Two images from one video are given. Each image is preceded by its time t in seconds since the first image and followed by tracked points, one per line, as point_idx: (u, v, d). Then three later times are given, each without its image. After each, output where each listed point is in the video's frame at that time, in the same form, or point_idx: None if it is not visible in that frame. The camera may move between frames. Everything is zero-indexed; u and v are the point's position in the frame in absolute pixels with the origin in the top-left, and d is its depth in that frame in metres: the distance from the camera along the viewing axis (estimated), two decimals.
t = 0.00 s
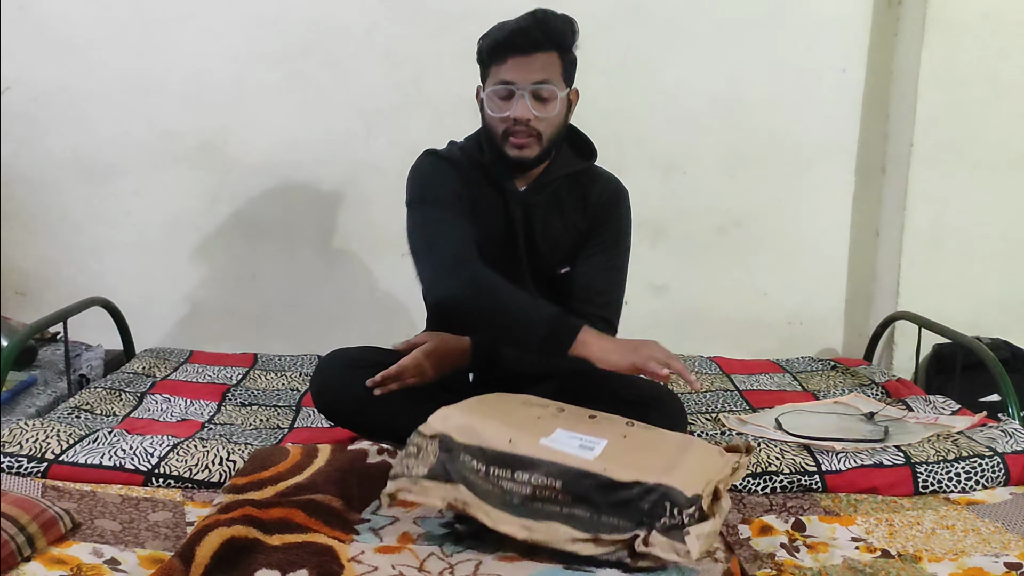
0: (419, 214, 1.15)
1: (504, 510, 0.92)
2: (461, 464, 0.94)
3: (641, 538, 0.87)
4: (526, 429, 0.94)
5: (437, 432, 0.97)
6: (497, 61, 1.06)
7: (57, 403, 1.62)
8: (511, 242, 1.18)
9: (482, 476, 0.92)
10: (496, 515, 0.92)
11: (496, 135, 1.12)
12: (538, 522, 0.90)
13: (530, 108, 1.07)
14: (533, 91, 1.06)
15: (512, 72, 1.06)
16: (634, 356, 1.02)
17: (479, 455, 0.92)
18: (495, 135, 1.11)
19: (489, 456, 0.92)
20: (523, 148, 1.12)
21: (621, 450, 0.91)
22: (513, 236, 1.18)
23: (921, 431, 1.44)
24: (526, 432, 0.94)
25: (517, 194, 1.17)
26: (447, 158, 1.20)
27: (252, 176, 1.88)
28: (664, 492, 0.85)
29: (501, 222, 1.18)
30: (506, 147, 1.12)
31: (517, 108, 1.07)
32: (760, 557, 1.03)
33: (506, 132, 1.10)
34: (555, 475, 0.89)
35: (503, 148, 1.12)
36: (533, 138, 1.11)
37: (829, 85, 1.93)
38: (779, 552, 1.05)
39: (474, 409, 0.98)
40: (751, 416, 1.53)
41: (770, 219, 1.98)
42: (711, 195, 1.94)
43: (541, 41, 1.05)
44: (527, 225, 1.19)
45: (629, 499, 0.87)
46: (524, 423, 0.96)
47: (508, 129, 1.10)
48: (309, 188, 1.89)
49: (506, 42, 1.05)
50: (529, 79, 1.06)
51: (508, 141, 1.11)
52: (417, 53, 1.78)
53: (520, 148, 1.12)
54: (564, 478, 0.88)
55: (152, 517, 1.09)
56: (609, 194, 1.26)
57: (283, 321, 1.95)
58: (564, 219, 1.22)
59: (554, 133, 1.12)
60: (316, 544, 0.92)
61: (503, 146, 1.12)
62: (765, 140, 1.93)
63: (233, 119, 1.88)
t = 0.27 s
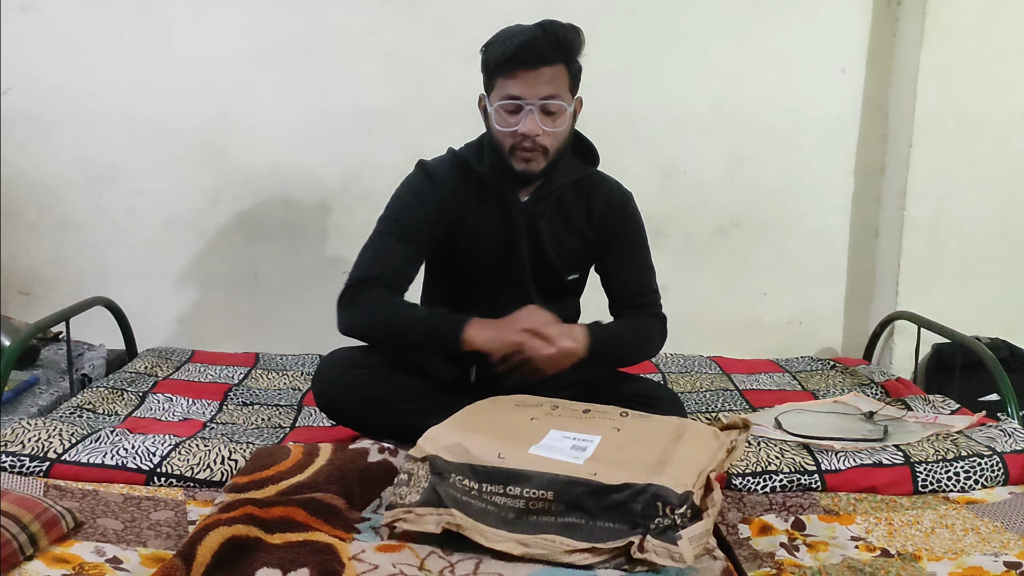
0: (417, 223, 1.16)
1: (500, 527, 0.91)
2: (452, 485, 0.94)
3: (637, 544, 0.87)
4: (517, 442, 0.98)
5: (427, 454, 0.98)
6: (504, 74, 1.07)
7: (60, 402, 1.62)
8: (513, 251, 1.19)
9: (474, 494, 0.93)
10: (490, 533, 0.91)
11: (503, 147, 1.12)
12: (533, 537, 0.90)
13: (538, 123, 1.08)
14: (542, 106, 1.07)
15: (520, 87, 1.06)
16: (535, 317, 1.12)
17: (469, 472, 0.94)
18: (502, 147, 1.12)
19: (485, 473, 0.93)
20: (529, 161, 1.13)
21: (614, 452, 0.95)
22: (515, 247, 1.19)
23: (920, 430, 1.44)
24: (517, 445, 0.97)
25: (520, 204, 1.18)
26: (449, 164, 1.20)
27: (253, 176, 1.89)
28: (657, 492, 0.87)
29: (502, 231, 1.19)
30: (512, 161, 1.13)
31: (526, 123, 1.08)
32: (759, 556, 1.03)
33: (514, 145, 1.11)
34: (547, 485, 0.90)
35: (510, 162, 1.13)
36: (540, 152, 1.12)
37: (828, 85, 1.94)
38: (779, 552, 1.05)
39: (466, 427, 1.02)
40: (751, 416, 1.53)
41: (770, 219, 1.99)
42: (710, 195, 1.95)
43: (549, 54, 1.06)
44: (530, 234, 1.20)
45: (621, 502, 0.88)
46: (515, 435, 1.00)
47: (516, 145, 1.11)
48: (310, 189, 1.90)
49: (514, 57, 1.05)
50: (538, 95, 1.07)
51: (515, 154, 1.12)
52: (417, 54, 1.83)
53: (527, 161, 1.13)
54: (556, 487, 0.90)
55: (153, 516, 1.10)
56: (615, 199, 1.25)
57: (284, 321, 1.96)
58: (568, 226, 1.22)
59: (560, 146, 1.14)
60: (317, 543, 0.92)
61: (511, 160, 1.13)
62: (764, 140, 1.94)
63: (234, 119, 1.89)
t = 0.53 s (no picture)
0: (404, 227, 1.16)
1: (501, 525, 0.90)
2: (454, 482, 0.93)
3: (639, 544, 0.86)
4: (520, 440, 0.96)
5: (430, 451, 0.95)
6: (504, 51, 1.11)
7: (59, 403, 1.62)
8: (505, 253, 1.19)
9: (477, 492, 0.92)
10: (493, 530, 0.90)
11: (496, 124, 1.13)
12: (535, 536, 0.89)
13: (532, 94, 1.10)
14: (537, 79, 1.10)
15: (518, 60, 1.10)
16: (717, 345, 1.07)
17: (471, 470, 0.93)
18: (495, 123, 1.13)
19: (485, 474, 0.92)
20: (520, 138, 1.13)
21: (617, 452, 0.93)
22: (506, 247, 1.18)
23: (922, 431, 1.44)
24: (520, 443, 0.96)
25: (512, 203, 1.17)
26: (442, 165, 1.21)
27: (252, 176, 1.89)
28: (659, 492, 0.86)
29: (494, 232, 1.18)
30: (503, 136, 1.13)
31: (519, 93, 1.10)
32: (760, 558, 1.03)
33: (506, 118, 1.12)
34: (549, 483, 0.89)
35: (501, 138, 1.13)
36: (532, 127, 1.12)
37: (829, 86, 1.94)
38: (780, 553, 1.04)
39: (469, 426, 1.00)
40: (752, 417, 1.53)
41: (771, 219, 1.98)
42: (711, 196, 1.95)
43: (548, 36, 1.10)
44: (523, 234, 1.19)
45: (623, 502, 0.87)
46: (517, 434, 0.98)
47: (508, 116, 1.11)
48: (309, 189, 1.89)
49: (515, 32, 1.10)
50: (534, 67, 1.09)
51: (507, 130, 1.13)
52: (417, 54, 1.82)
53: (519, 136, 1.13)
54: (558, 486, 0.89)
55: (152, 518, 1.09)
56: (612, 202, 1.25)
57: (284, 322, 1.96)
58: (563, 228, 1.21)
59: (553, 129, 1.14)
60: (316, 545, 0.92)
61: (501, 135, 1.13)
62: (765, 140, 1.94)
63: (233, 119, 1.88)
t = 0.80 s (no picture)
0: (407, 221, 1.16)
1: (503, 521, 0.87)
2: (453, 479, 0.88)
3: (644, 536, 0.85)
4: (510, 433, 0.90)
5: (422, 450, 0.89)
6: (497, 59, 1.11)
7: (59, 403, 1.62)
8: (499, 253, 1.19)
9: (476, 489, 0.87)
10: (496, 527, 0.87)
11: (489, 133, 1.13)
12: (538, 530, 0.86)
13: (522, 104, 1.10)
14: (528, 88, 1.09)
15: (510, 69, 1.09)
16: (706, 413, 0.97)
17: (467, 468, 0.87)
18: (489, 132, 1.13)
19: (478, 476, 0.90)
20: (513, 149, 1.12)
21: (608, 443, 0.90)
22: (501, 247, 1.19)
23: (922, 432, 1.44)
24: (511, 437, 0.89)
25: (506, 203, 1.17)
26: (440, 165, 1.22)
27: (252, 176, 1.89)
28: (659, 481, 0.84)
29: (488, 232, 1.19)
30: (496, 146, 1.13)
31: (510, 103, 1.09)
32: (760, 558, 1.03)
33: (498, 128, 1.12)
34: (549, 479, 0.85)
35: (494, 147, 1.13)
36: (523, 138, 1.12)
37: (828, 86, 1.94)
38: (780, 554, 1.04)
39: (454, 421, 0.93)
40: (752, 417, 1.53)
41: (771, 219, 1.98)
42: (710, 196, 1.95)
43: (542, 44, 1.10)
44: (516, 235, 1.19)
45: (625, 492, 0.84)
46: (501, 426, 0.92)
47: (499, 126, 1.11)
48: (309, 189, 1.89)
49: (508, 40, 1.10)
50: (525, 77, 1.09)
51: (500, 139, 1.12)
52: (417, 54, 1.83)
53: (511, 147, 1.12)
54: (558, 481, 0.85)
55: (153, 518, 1.09)
56: (609, 207, 1.24)
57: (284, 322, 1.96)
58: (557, 231, 1.21)
59: (545, 138, 1.14)
60: (316, 545, 0.92)
61: (493, 144, 1.13)
62: (765, 140, 1.94)
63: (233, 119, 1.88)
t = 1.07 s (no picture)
0: (409, 228, 1.16)
1: (476, 481, 0.81)
2: (421, 442, 0.83)
3: (623, 485, 0.84)
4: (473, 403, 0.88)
5: (388, 417, 0.85)
6: (499, 66, 1.08)
7: (60, 404, 1.62)
8: (503, 259, 1.19)
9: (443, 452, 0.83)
10: (471, 485, 0.81)
11: (491, 140, 1.12)
12: (515, 489, 0.82)
13: (527, 114, 1.08)
14: (532, 98, 1.07)
15: (513, 78, 1.07)
16: (661, 390, 1.03)
17: (437, 432, 0.83)
18: (491, 141, 1.12)
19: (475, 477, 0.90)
20: (516, 157, 1.12)
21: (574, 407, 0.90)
22: (504, 253, 1.19)
23: (921, 432, 1.44)
24: (476, 406, 0.87)
25: (510, 210, 1.17)
26: (442, 170, 1.21)
27: (252, 177, 1.90)
28: (633, 435, 0.86)
29: (492, 238, 1.19)
30: (498, 154, 1.12)
31: (514, 113, 1.08)
32: (759, 557, 1.03)
33: (500, 138, 1.11)
34: (523, 437, 0.83)
35: (496, 155, 1.13)
36: (528, 146, 1.11)
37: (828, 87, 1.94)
38: (779, 553, 1.05)
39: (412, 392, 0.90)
40: (751, 417, 1.53)
41: (771, 219, 1.99)
42: (711, 196, 1.95)
43: (546, 52, 1.07)
44: (521, 241, 1.19)
45: (600, 449, 0.84)
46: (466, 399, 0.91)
47: (502, 135, 1.10)
48: (310, 190, 1.90)
49: (511, 48, 1.07)
50: (530, 87, 1.07)
51: (502, 148, 1.11)
52: (418, 56, 1.83)
53: (514, 156, 1.12)
54: (532, 439, 0.83)
55: (154, 518, 1.10)
56: (611, 207, 1.24)
57: (285, 322, 1.97)
58: (561, 235, 1.21)
59: (549, 146, 1.13)
60: (317, 545, 0.92)
61: (497, 152, 1.12)
62: (765, 141, 1.94)
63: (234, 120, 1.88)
